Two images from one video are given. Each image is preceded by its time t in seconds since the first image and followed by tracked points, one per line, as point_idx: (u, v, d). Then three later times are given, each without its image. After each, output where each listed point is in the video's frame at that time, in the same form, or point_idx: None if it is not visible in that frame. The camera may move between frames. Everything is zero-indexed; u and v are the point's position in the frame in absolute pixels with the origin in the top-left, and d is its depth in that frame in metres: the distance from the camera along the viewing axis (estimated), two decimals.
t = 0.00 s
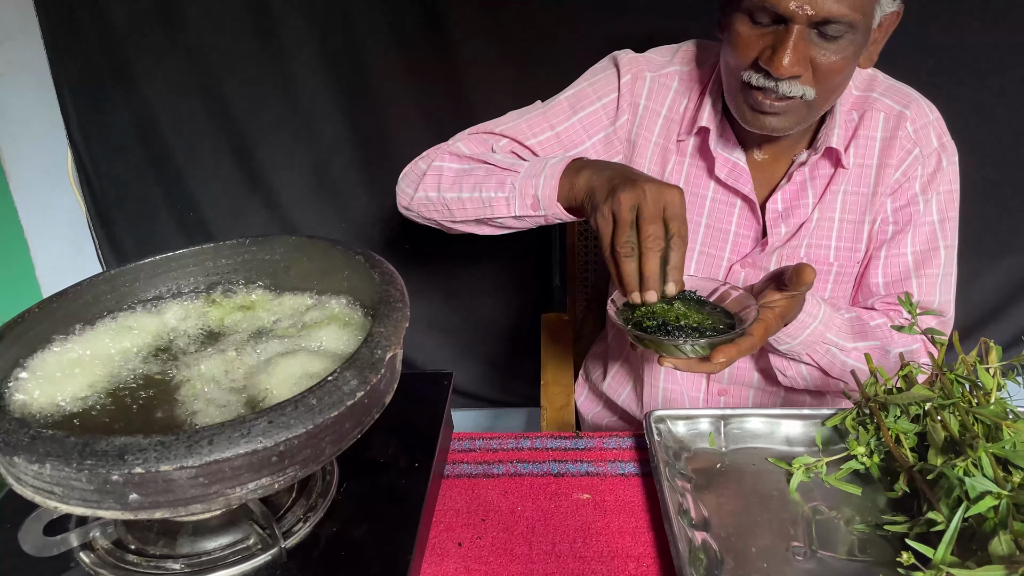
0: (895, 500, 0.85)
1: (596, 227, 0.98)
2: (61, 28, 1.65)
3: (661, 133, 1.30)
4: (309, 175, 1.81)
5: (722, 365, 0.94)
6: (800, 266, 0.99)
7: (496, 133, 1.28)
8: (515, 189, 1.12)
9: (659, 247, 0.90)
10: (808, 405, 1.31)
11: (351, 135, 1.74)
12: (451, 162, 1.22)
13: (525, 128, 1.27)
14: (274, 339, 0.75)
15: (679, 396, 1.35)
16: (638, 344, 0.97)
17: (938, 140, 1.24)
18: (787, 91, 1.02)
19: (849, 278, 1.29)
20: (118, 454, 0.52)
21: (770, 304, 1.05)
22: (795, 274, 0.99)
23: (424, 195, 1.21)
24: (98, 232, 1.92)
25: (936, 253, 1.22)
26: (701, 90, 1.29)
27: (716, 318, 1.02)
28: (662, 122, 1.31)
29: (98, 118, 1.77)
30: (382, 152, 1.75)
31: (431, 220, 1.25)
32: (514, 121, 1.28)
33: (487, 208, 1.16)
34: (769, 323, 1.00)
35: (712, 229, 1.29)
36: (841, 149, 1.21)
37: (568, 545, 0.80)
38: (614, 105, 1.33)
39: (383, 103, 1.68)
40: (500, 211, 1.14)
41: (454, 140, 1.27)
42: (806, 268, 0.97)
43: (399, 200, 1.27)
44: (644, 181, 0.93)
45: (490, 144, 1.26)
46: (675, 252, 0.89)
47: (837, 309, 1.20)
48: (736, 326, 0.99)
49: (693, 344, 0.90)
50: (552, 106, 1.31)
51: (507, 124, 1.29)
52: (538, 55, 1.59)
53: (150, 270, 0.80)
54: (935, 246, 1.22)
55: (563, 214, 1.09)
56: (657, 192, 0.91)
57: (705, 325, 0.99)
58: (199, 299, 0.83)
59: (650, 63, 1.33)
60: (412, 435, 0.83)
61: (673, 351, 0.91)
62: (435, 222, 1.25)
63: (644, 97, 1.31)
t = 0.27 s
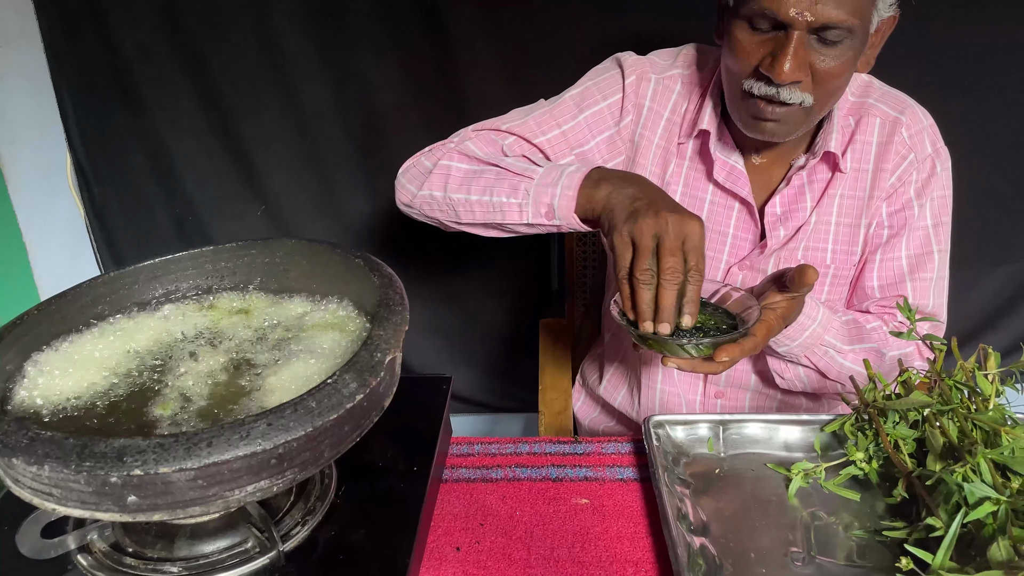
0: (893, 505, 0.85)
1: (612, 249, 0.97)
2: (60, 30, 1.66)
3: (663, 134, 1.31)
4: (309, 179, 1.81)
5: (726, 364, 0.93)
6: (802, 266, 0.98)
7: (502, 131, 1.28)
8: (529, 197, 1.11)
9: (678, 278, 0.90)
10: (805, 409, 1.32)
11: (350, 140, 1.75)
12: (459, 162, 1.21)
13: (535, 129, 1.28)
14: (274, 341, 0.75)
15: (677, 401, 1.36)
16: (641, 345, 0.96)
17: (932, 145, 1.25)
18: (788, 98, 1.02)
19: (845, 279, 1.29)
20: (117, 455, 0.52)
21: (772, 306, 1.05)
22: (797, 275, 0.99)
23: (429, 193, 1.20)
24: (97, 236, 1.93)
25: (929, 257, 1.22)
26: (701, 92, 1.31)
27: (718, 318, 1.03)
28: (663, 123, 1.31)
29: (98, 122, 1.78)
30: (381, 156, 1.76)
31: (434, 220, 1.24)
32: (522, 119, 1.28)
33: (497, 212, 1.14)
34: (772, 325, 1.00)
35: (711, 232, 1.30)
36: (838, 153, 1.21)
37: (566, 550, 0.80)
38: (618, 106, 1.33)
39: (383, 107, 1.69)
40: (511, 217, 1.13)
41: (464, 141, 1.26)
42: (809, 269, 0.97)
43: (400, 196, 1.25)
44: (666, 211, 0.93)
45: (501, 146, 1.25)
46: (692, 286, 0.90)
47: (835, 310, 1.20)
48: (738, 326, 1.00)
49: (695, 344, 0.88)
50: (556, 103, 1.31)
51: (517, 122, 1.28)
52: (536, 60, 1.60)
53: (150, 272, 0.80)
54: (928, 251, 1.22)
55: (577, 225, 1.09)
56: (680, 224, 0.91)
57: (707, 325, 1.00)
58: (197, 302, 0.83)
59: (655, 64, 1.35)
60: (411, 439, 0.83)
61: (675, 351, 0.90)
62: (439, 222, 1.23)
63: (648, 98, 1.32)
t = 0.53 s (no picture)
0: (895, 505, 0.85)
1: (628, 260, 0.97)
2: (62, 32, 1.66)
3: (668, 137, 1.31)
4: (309, 181, 1.82)
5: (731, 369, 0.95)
6: (808, 268, 0.97)
7: (509, 137, 1.28)
8: (542, 210, 1.11)
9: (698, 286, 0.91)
10: (808, 412, 1.32)
11: (351, 142, 1.75)
12: (468, 171, 1.21)
13: (541, 135, 1.28)
14: (275, 336, 0.75)
15: (680, 403, 1.35)
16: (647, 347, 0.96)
17: (936, 148, 1.25)
18: (792, 99, 1.03)
19: (849, 283, 1.29)
20: (118, 447, 0.52)
21: (776, 308, 1.05)
22: (802, 277, 0.98)
23: (438, 203, 1.20)
24: (97, 238, 1.93)
25: (933, 259, 1.23)
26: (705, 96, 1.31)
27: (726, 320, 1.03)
28: (668, 126, 1.32)
29: (98, 124, 1.78)
30: (382, 158, 1.76)
31: (443, 228, 1.24)
32: (528, 124, 1.29)
33: (509, 224, 1.14)
34: (778, 327, 1.00)
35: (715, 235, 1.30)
36: (843, 155, 1.22)
37: (567, 548, 0.80)
38: (624, 109, 1.34)
39: (384, 109, 1.69)
40: (523, 230, 1.13)
41: (472, 149, 1.26)
42: (814, 270, 0.96)
43: (407, 205, 1.26)
44: (683, 224, 0.91)
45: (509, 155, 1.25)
46: (713, 292, 0.91)
47: (839, 313, 1.20)
48: (746, 328, 1.00)
49: (700, 348, 0.90)
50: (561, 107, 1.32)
51: (524, 128, 1.29)
52: (536, 64, 1.60)
53: (151, 268, 0.80)
54: (932, 253, 1.23)
55: (591, 238, 1.08)
56: (698, 235, 0.90)
57: (717, 326, 1.00)
58: (197, 297, 0.82)
59: (659, 68, 1.35)
60: (412, 437, 0.83)
61: (681, 353, 0.91)
62: (448, 230, 1.24)
63: (654, 101, 1.32)
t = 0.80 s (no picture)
0: (893, 513, 0.85)
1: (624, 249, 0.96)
2: (64, 39, 1.67)
3: (666, 146, 1.33)
4: (309, 188, 1.82)
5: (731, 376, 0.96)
6: (810, 276, 0.98)
7: (504, 139, 1.29)
8: (531, 200, 1.11)
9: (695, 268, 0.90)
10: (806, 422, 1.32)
11: (352, 150, 1.76)
12: (461, 166, 1.22)
13: (537, 137, 1.29)
14: (277, 340, 0.75)
15: (678, 411, 1.36)
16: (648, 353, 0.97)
17: (934, 160, 1.26)
18: (795, 116, 1.04)
19: (847, 294, 1.30)
20: (122, 450, 0.52)
21: (778, 316, 1.05)
22: (804, 285, 0.98)
23: (431, 198, 1.20)
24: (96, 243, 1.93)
25: (931, 271, 1.24)
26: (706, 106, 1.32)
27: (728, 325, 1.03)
28: (667, 135, 1.33)
29: (99, 130, 1.78)
30: (382, 167, 1.77)
31: (436, 226, 1.24)
32: (523, 128, 1.30)
33: (499, 216, 1.14)
34: (778, 335, 1.00)
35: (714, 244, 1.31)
36: (842, 167, 1.24)
37: (567, 555, 0.80)
38: (622, 117, 1.35)
39: (384, 118, 1.70)
40: (513, 221, 1.13)
41: (466, 147, 1.27)
42: (817, 278, 0.96)
43: (403, 203, 1.26)
44: (675, 206, 0.91)
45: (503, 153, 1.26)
46: (711, 274, 0.92)
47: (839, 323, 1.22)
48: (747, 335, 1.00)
49: (701, 353, 0.91)
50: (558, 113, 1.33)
51: (519, 129, 1.30)
52: (536, 73, 1.62)
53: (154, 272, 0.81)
54: (930, 264, 1.24)
55: (580, 227, 1.08)
56: (689, 216, 0.90)
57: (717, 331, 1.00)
58: (199, 302, 0.83)
59: (659, 77, 1.36)
60: (413, 443, 0.83)
61: (682, 359, 0.92)
62: (441, 228, 1.24)
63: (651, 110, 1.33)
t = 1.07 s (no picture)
0: (887, 535, 0.86)
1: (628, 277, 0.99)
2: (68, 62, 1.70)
3: (661, 171, 1.35)
4: (308, 209, 1.84)
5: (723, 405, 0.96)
6: (801, 304, 1.02)
7: (500, 162, 1.30)
8: (525, 224, 1.12)
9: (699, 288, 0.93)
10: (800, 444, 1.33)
11: (351, 171, 1.79)
12: (457, 190, 1.23)
13: (532, 161, 1.30)
14: (280, 360, 0.77)
15: (674, 433, 1.37)
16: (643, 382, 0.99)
17: (923, 186, 1.30)
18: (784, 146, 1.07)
19: (840, 317, 1.32)
20: (130, 470, 0.53)
21: (769, 341, 1.06)
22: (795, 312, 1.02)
23: (429, 220, 1.22)
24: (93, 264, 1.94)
25: (922, 293, 1.26)
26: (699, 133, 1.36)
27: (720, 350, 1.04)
28: (661, 160, 1.36)
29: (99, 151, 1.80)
30: (381, 188, 1.80)
31: (434, 247, 1.26)
32: (519, 152, 1.31)
33: (494, 240, 1.16)
34: (770, 361, 1.02)
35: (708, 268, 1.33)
36: (833, 194, 1.26)
37: None
38: (617, 143, 1.38)
39: (385, 141, 1.74)
40: (508, 244, 1.15)
41: (463, 169, 1.28)
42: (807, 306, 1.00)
43: (400, 223, 1.28)
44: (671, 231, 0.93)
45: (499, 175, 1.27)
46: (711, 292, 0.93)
47: (830, 346, 1.22)
48: (739, 363, 1.01)
49: (694, 381, 0.93)
50: (553, 138, 1.35)
51: (515, 153, 1.31)
52: (533, 99, 1.66)
53: (160, 294, 0.82)
54: (921, 287, 1.26)
55: (574, 251, 1.09)
56: (682, 241, 0.92)
57: (711, 357, 1.00)
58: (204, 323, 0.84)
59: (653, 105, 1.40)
60: (414, 463, 0.84)
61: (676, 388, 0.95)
62: (439, 249, 1.26)
63: (646, 137, 1.37)
